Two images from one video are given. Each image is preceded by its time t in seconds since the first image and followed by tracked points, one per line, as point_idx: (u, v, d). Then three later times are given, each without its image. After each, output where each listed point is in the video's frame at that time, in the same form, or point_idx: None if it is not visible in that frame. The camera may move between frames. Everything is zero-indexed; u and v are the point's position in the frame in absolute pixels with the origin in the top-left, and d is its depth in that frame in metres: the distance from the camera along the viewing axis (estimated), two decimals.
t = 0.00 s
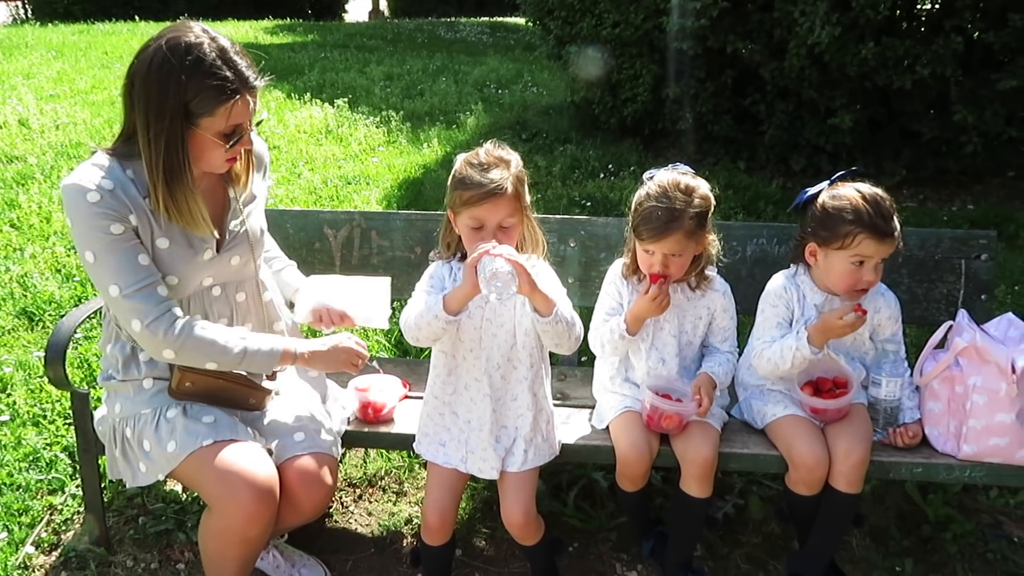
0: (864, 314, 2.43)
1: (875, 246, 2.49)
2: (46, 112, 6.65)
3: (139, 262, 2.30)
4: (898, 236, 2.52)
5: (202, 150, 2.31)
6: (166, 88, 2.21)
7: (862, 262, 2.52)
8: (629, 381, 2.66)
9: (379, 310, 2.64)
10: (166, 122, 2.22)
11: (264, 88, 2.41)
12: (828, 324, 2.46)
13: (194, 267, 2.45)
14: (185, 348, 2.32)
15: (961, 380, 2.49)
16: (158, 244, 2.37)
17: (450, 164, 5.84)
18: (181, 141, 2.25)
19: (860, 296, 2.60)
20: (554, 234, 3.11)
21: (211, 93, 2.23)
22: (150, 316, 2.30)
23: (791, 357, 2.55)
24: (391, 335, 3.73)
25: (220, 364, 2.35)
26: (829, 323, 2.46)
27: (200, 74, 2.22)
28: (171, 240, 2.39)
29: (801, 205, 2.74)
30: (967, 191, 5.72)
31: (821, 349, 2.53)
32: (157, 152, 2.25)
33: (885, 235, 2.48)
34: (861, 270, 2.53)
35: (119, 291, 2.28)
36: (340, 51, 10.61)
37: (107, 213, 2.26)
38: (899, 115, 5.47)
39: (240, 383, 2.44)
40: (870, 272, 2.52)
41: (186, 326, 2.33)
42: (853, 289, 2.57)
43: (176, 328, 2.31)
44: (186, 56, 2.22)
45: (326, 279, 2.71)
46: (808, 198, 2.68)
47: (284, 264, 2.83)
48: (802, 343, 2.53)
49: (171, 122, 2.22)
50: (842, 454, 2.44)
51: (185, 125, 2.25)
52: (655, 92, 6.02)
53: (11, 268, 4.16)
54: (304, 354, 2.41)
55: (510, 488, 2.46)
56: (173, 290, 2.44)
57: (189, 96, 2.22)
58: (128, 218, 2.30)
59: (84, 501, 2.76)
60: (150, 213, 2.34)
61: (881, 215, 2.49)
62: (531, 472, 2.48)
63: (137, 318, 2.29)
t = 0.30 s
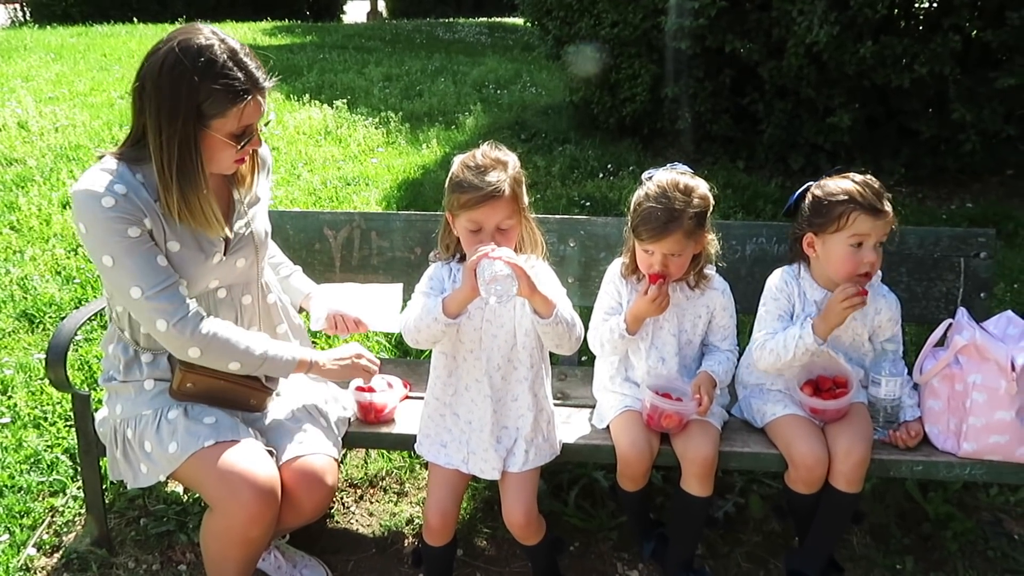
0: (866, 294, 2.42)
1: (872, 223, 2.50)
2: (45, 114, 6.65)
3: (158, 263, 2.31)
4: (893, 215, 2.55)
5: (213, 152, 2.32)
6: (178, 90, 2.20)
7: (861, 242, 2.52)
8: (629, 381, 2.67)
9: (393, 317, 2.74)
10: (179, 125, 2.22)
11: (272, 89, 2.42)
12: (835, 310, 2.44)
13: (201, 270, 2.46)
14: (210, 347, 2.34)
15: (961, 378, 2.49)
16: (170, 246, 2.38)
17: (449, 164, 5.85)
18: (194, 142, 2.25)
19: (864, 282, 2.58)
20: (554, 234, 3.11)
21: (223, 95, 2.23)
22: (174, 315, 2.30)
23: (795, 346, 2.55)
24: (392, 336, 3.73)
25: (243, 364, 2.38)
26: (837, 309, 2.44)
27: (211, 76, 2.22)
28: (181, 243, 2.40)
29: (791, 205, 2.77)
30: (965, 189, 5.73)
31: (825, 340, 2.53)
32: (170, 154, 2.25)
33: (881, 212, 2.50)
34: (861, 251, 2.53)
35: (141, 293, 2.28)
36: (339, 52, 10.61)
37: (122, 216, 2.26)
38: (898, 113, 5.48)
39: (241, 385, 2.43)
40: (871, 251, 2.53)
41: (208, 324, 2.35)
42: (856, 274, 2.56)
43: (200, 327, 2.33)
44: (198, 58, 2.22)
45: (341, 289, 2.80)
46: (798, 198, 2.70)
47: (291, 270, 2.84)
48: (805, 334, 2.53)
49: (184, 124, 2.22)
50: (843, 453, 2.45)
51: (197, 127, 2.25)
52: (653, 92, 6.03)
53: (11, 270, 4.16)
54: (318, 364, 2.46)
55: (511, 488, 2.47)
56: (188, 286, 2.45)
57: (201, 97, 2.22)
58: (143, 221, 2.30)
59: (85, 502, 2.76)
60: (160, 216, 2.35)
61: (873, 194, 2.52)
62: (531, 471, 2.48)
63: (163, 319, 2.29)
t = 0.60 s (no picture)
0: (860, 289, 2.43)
1: (866, 225, 2.50)
2: (45, 115, 6.66)
3: (162, 263, 2.31)
4: (889, 214, 2.53)
5: (217, 154, 2.32)
6: (183, 92, 2.20)
7: (855, 242, 2.52)
8: (629, 381, 2.67)
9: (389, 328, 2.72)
10: (184, 126, 2.22)
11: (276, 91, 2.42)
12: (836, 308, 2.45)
13: (203, 271, 2.46)
14: (217, 344, 2.35)
15: (960, 379, 2.49)
16: (172, 247, 2.38)
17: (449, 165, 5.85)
18: (198, 144, 2.26)
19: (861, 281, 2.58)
20: (554, 235, 3.11)
21: (228, 97, 2.24)
22: (181, 313, 2.31)
23: (797, 345, 2.55)
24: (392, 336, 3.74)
25: (249, 361, 2.39)
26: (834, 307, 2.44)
27: (216, 78, 2.23)
28: (184, 243, 2.40)
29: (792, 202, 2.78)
30: (965, 190, 5.73)
31: (825, 339, 2.52)
32: (174, 156, 2.25)
33: (875, 212, 2.49)
34: (856, 252, 2.53)
35: (147, 293, 2.28)
36: (339, 52, 10.62)
37: (124, 216, 2.26)
38: (897, 114, 5.48)
39: (241, 385, 2.43)
40: (866, 252, 2.52)
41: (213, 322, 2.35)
42: (851, 274, 2.56)
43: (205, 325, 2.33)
44: (203, 60, 2.22)
45: (339, 298, 2.81)
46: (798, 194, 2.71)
47: (290, 273, 2.85)
48: (807, 332, 2.52)
49: (188, 126, 2.22)
50: (843, 452, 2.45)
51: (202, 129, 2.25)
52: (653, 93, 6.03)
53: (10, 270, 4.16)
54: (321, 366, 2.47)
55: (511, 488, 2.47)
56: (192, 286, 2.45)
57: (206, 100, 2.22)
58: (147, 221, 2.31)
59: (85, 503, 2.76)
60: (163, 216, 2.35)
61: (868, 194, 2.50)
62: (531, 472, 2.48)
63: (170, 317, 2.29)
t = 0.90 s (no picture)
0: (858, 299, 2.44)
1: (852, 236, 2.50)
2: (42, 115, 6.65)
3: (158, 264, 2.31)
4: (879, 226, 2.52)
5: (208, 155, 2.32)
6: (172, 93, 2.20)
7: (841, 253, 2.53)
8: (624, 384, 2.67)
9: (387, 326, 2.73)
10: (174, 127, 2.22)
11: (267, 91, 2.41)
12: (825, 316, 2.47)
13: (199, 272, 2.46)
14: (215, 345, 2.35)
15: (955, 382, 2.50)
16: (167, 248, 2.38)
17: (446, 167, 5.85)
18: (189, 145, 2.26)
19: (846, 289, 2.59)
20: (550, 237, 3.12)
21: (218, 98, 2.23)
22: (179, 314, 2.31)
23: (792, 351, 2.55)
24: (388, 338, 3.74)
25: (246, 363, 2.39)
26: (829, 319, 2.46)
27: (206, 79, 2.22)
28: (178, 245, 2.40)
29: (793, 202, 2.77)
30: (961, 194, 5.74)
31: (815, 343, 2.53)
32: (165, 157, 2.25)
33: (862, 224, 2.49)
34: (842, 261, 2.54)
35: (144, 292, 2.28)
36: (337, 54, 10.62)
37: (119, 218, 2.26)
38: (894, 117, 5.49)
39: (235, 387, 2.43)
40: (851, 263, 2.53)
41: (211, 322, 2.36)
42: (836, 281, 2.58)
43: (203, 326, 2.34)
44: (192, 61, 2.22)
45: (338, 295, 2.81)
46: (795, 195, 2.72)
47: (287, 274, 2.84)
48: (798, 338, 2.53)
49: (178, 127, 2.22)
50: (837, 456, 2.45)
51: (192, 130, 2.25)
52: (650, 95, 6.04)
53: (6, 271, 4.16)
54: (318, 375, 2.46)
55: (507, 491, 2.47)
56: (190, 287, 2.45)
57: (195, 101, 2.22)
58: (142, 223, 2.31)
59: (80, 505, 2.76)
60: (157, 218, 2.35)
61: (857, 205, 2.50)
62: (527, 474, 2.48)
63: (170, 316, 2.30)
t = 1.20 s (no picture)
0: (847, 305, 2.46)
1: (846, 243, 2.51)
2: (34, 116, 6.62)
3: (141, 267, 2.30)
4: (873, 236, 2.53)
5: (194, 156, 2.31)
6: (156, 94, 2.20)
7: (833, 259, 2.54)
8: (617, 388, 2.67)
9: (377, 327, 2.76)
10: (158, 128, 2.21)
11: (254, 91, 2.41)
12: (812, 324, 2.47)
13: (186, 273, 2.45)
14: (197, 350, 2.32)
15: (946, 387, 2.51)
16: (152, 250, 2.37)
17: (440, 170, 5.85)
18: (174, 146, 2.25)
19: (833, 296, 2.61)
20: (543, 241, 3.12)
21: (202, 98, 2.23)
22: (161, 318, 2.29)
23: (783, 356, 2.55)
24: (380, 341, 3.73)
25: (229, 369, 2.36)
26: (817, 324, 2.47)
27: (190, 79, 2.22)
28: (165, 246, 2.39)
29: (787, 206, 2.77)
30: (952, 199, 5.77)
31: (804, 349, 2.54)
32: (149, 158, 2.24)
33: (858, 233, 2.50)
34: (832, 268, 2.55)
35: (127, 296, 2.26)
36: (331, 56, 10.61)
37: (104, 220, 2.25)
38: (886, 123, 5.51)
39: (224, 390, 2.42)
40: (842, 271, 2.54)
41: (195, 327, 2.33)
42: (824, 288, 2.59)
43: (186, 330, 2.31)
44: (176, 62, 2.21)
45: (327, 296, 2.80)
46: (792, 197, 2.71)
47: (279, 274, 2.83)
48: (788, 345, 2.53)
49: (163, 128, 2.22)
50: (829, 460, 2.45)
51: (177, 130, 2.24)
52: (644, 100, 6.05)
53: None
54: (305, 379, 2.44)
55: (499, 495, 2.46)
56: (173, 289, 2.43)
57: (180, 101, 2.21)
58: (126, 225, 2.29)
59: (69, 507, 2.74)
60: (143, 219, 2.34)
61: (855, 213, 2.50)
62: (519, 478, 2.48)
63: (151, 320, 2.28)
